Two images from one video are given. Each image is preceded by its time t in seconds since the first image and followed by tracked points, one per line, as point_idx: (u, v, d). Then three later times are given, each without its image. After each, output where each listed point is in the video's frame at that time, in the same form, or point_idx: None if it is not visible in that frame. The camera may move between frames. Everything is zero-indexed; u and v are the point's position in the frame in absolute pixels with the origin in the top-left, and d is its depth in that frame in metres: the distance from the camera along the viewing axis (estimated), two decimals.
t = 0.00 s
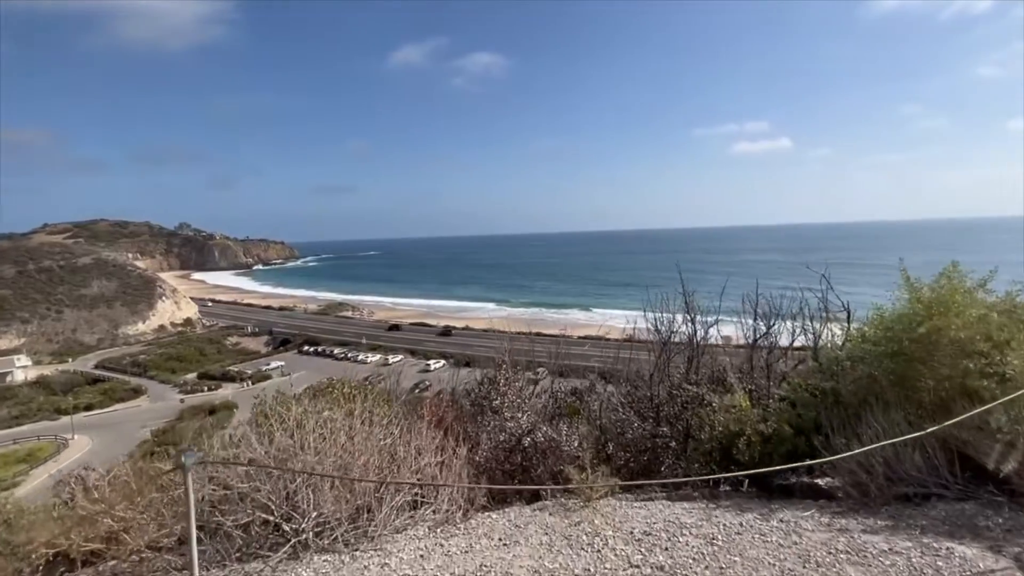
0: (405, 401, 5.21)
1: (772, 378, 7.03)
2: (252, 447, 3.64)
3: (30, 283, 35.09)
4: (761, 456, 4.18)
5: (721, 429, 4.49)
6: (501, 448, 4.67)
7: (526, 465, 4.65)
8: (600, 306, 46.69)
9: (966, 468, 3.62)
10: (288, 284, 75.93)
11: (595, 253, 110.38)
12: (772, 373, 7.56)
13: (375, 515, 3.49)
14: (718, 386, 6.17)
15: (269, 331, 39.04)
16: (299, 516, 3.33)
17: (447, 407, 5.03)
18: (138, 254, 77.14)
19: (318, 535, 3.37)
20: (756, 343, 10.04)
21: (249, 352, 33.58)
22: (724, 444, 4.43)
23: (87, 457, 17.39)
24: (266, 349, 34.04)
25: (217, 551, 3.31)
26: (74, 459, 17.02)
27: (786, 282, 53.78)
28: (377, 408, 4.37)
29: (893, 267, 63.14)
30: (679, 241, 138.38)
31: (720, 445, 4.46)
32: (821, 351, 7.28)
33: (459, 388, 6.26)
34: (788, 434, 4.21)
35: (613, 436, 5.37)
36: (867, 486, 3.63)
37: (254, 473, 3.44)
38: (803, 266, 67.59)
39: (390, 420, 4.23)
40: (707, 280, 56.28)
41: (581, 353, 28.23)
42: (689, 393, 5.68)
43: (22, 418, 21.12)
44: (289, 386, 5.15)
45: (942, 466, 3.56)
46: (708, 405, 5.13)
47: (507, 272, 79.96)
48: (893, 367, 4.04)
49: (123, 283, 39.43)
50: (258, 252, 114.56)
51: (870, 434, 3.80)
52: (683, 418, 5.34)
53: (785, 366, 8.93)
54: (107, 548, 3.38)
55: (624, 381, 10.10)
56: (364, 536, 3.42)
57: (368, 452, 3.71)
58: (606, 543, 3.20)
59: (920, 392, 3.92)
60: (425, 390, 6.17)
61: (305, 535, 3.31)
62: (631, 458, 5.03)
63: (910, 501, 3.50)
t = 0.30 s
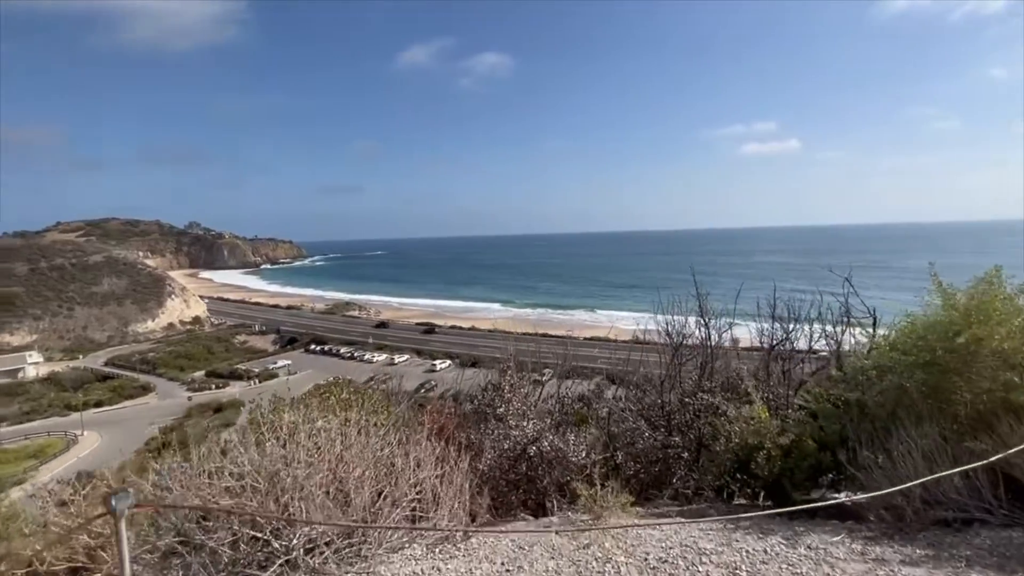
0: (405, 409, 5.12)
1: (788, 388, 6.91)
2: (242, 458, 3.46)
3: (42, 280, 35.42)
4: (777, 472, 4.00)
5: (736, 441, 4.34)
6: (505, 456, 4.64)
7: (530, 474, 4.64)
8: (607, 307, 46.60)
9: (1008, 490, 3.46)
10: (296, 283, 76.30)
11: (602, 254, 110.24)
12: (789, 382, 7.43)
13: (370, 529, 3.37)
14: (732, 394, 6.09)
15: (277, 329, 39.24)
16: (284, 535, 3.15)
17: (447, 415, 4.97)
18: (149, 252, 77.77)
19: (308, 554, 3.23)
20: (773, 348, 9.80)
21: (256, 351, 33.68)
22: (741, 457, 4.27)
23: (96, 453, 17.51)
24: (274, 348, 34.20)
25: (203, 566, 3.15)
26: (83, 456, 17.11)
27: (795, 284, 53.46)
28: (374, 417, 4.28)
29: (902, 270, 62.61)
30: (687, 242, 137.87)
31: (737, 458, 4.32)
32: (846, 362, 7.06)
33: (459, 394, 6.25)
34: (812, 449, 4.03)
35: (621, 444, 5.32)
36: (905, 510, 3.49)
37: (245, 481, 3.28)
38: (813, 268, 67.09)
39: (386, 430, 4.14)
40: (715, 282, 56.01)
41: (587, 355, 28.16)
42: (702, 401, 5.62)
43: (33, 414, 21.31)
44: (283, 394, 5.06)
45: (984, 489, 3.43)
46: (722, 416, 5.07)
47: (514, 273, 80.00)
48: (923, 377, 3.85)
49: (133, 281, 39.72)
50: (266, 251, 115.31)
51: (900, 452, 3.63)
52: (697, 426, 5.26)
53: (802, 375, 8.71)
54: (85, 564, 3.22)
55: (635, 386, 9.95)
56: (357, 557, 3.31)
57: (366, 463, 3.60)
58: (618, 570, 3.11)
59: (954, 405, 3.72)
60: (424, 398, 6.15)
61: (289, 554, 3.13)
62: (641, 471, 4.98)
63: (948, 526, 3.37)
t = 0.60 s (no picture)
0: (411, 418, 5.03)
1: (812, 399, 6.79)
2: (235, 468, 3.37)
3: (66, 276, 36.21)
4: (806, 491, 4.02)
5: (761, 456, 4.44)
6: (513, 466, 4.59)
7: (539, 484, 4.65)
8: (621, 309, 46.31)
9: None
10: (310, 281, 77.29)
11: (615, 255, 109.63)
12: (813, 391, 7.31)
13: (369, 545, 3.11)
14: (754, 403, 6.03)
15: (292, 327, 39.63)
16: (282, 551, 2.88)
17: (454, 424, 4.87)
18: (169, 250, 79.17)
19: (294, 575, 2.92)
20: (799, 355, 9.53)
21: (271, 347, 34.06)
22: (766, 474, 4.35)
23: (116, 446, 17.81)
24: (289, 345, 34.54)
25: None
26: (103, 448, 17.42)
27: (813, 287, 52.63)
28: (374, 429, 4.20)
29: (924, 274, 61.24)
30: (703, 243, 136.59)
31: (761, 476, 4.41)
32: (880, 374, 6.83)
33: (468, 398, 6.20)
34: (847, 470, 3.94)
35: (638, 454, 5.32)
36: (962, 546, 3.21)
37: (234, 484, 3.19)
38: (832, 271, 65.93)
39: (386, 441, 4.04)
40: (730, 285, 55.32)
41: (601, 355, 27.98)
42: (724, 412, 5.50)
43: (56, 407, 21.76)
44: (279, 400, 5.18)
45: None
46: (746, 429, 5.09)
47: (527, 273, 79.96)
48: (974, 394, 3.63)
49: (153, 278, 40.39)
50: (283, 249, 116.68)
51: (948, 477, 3.40)
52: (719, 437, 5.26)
53: (829, 386, 8.47)
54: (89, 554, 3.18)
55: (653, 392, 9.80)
56: None
57: (363, 475, 3.46)
58: None
59: (1009, 424, 3.45)
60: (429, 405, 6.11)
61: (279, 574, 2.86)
62: (660, 484, 5.02)
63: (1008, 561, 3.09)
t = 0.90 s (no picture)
0: (396, 442, 5.07)
1: (839, 411, 6.60)
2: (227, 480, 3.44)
3: (89, 272, 37.00)
4: (839, 513, 3.90)
5: (788, 474, 4.24)
6: (522, 477, 4.61)
7: (547, 496, 4.67)
8: (636, 310, 46.00)
9: None
10: (326, 279, 78.08)
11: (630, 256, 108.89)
12: (839, 402, 7.11)
13: (367, 561, 3.00)
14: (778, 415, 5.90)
15: (308, 324, 40.05)
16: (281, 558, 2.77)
17: (459, 442, 4.90)
18: (189, 247, 80.55)
19: None
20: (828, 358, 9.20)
21: (287, 344, 34.45)
22: (795, 495, 4.17)
23: (136, 439, 18.12)
24: (304, 342, 34.91)
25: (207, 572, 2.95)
26: (122, 441, 17.71)
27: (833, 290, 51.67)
28: (370, 448, 4.23)
29: (948, 278, 59.69)
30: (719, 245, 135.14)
31: (788, 495, 4.23)
32: (915, 385, 6.55)
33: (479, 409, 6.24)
34: (887, 494, 3.80)
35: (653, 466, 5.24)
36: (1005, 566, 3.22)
37: (222, 498, 3.19)
38: (851, 274, 64.69)
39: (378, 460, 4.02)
40: (747, 287, 54.60)
41: (614, 357, 27.80)
42: (743, 427, 5.39)
43: (79, 399, 22.23)
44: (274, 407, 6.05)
45: None
46: (770, 443, 4.91)
47: (541, 273, 79.85)
48: None
49: (173, 275, 41.10)
50: (299, 247, 118.03)
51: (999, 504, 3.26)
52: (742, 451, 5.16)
53: (857, 395, 8.17)
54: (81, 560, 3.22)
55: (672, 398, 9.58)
56: None
57: (362, 490, 3.43)
58: None
59: None
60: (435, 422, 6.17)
61: None
62: (677, 499, 4.91)
63: None
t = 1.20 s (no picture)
0: (404, 458, 5.10)
1: (873, 425, 6.29)
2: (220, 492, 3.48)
3: (111, 270, 37.73)
4: (883, 538, 3.41)
5: (819, 493, 3.81)
6: (533, 487, 4.60)
7: (559, 507, 4.62)
8: (650, 312, 45.63)
9: None
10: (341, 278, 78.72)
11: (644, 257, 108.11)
12: (870, 413, 6.82)
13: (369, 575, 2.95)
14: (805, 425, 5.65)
15: (322, 322, 40.39)
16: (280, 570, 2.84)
17: (467, 458, 4.93)
18: (207, 246, 81.78)
19: None
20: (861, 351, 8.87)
21: (302, 342, 34.78)
22: (830, 517, 3.70)
23: (154, 434, 18.40)
24: (319, 340, 35.20)
25: None
26: (140, 436, 17.98)
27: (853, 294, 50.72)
28: (375, 460, 4.25)
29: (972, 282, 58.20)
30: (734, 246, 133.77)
31: (818, 514, 3.80)
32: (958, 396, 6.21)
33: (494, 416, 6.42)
34: (934, 519, 3.21)
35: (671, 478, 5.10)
36: None
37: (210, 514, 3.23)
38: (871, 277, 63.42)
39: (379, 473, 4.03)
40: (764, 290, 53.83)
41: (628, 359, 27.55)
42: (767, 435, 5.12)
43: (99, 394, 22.65)
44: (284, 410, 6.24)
45: None
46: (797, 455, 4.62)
47: (555, 274, 79.63)
48: None
49: (192, 273, 41.73)
50: (315, 247, 119.26)
51: None
52: (767, 462, 4.93)
53: (890, 402, 7.83)
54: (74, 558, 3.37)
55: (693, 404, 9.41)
56: None
57: (362, 503, 3.39)
58: None
59: None
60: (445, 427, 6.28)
61: None
62: (695, 514, 4.69)
63: None
